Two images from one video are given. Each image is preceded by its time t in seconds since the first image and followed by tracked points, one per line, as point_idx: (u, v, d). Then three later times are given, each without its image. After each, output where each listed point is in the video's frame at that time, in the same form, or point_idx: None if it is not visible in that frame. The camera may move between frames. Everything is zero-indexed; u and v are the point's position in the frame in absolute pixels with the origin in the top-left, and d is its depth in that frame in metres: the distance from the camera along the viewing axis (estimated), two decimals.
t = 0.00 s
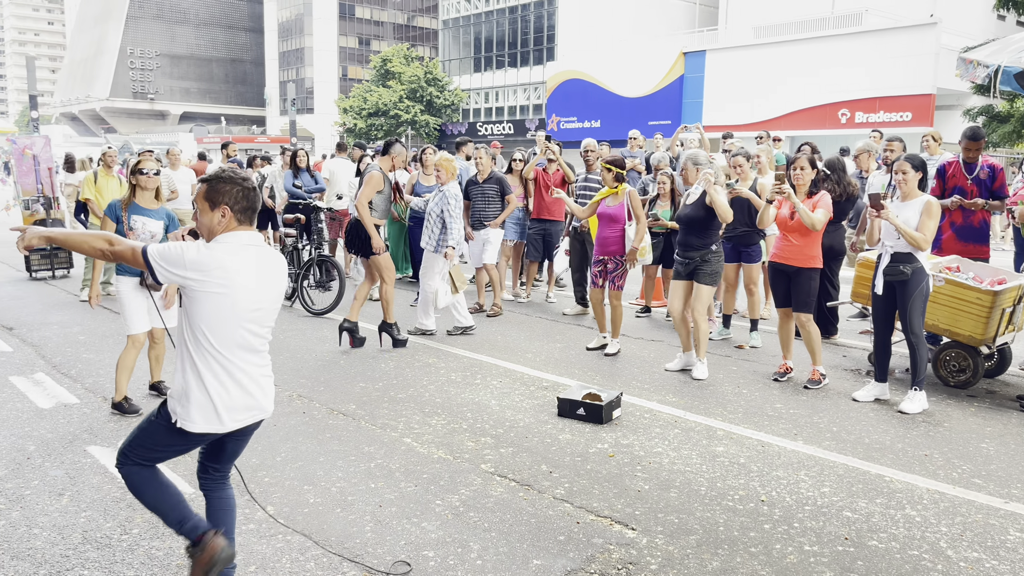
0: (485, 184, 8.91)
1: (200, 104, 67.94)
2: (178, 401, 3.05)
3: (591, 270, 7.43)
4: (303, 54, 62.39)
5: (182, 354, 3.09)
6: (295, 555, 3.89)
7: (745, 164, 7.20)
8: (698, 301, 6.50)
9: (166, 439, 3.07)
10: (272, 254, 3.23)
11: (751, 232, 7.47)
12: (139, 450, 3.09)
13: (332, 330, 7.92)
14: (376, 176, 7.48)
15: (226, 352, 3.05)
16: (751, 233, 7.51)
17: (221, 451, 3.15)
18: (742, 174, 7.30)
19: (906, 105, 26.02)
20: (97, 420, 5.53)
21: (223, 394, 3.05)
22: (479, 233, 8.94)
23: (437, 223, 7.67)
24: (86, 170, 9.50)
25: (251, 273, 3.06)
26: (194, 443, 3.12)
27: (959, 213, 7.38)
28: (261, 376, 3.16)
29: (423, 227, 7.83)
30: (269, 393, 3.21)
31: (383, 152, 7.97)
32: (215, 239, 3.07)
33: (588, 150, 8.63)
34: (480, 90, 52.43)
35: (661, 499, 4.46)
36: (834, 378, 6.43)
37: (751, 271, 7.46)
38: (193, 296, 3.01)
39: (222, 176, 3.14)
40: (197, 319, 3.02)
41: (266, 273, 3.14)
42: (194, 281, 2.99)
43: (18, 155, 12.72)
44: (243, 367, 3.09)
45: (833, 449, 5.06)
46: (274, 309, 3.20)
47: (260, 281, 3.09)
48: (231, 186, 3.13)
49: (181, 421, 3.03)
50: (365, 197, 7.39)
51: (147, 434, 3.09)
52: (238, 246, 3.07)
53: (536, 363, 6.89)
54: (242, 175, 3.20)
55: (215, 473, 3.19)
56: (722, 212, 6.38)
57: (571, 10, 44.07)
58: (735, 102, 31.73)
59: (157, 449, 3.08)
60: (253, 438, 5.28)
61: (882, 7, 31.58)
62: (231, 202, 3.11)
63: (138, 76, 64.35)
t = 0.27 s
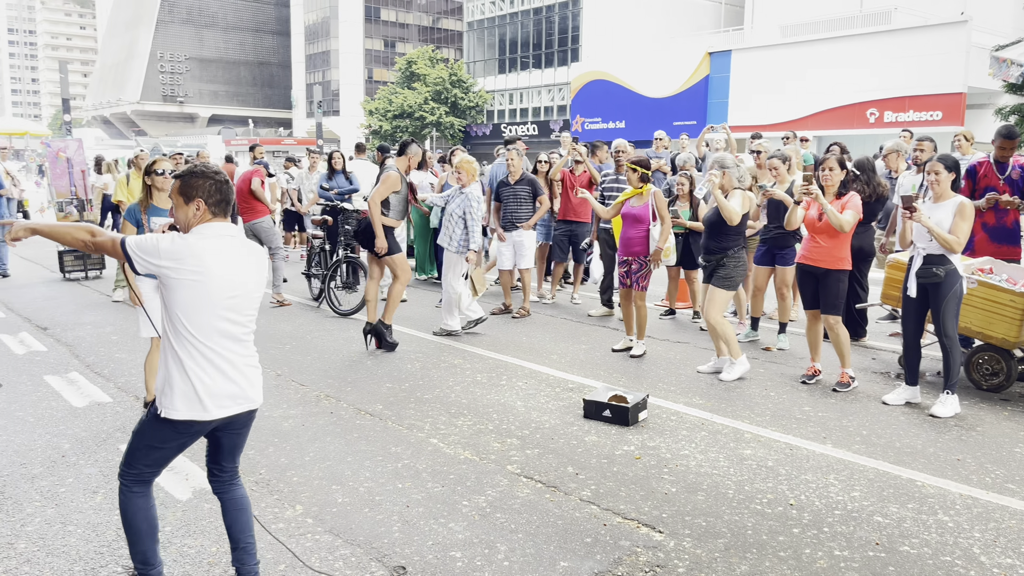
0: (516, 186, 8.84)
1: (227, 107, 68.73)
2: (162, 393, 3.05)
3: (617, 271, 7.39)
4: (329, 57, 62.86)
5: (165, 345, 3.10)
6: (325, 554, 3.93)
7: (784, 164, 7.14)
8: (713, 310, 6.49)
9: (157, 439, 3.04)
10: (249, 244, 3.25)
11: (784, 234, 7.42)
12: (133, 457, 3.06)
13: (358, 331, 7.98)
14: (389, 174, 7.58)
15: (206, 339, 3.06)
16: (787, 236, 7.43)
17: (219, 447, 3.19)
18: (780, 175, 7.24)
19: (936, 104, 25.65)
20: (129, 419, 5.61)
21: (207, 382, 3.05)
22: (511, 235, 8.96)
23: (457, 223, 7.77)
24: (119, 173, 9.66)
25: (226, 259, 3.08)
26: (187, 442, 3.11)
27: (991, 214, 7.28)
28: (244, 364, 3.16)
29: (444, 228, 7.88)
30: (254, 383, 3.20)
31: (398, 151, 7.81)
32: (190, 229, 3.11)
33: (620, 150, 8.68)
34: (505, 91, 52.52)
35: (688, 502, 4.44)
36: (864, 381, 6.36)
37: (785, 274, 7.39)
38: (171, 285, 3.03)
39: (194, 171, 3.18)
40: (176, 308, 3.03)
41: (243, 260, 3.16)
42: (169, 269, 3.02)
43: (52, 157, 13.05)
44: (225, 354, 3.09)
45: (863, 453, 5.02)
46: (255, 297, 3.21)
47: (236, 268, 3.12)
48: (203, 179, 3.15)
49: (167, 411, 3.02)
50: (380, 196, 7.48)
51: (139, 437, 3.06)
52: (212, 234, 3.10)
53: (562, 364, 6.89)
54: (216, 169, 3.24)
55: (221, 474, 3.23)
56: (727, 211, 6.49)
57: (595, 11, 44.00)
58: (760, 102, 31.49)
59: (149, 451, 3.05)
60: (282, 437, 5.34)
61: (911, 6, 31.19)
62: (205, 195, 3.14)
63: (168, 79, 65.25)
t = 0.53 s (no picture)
0: (550, 188, 8.94)
1: (260, 109, 69.63)
2: (156, 403, 3.09)
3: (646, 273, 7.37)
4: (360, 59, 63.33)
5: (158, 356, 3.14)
6: (359, 554, 3.97)
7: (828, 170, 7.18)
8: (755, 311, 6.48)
9: (155, 447, 3.09)
10: (240, 254, 3.29)
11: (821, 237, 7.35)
12: (135, 465, 3.11)
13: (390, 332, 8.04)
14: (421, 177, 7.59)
15: (199, 349, 3.10)
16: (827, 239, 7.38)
17: (218, 454, 3.24)
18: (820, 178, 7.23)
19: (974, 103, 25.16)
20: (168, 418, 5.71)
21: (201, 391, 3.09)
22: (542, 236, 8.99)
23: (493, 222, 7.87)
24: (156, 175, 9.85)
25: (217, 268, 3.12)
26: (185, 450, 3.16)
27: None
28: (237, 373, 3.20)
29: (484, 229, 7.90)
30: (247, 392, 3.24)
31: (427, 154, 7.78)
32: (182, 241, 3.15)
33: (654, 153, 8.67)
34: (534, 92, 52.53)
35: (722, 506, 4.41)
36: (900, 385, 6.27)
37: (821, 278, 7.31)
38: (164, 296, 3.08)
39: (179, 184, 3.17)
40: (170, 318, 3.07)
41: (235, 270, 3.20)
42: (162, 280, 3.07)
43: (92, 160, 13.11)
44: (218, 364, 3.13)
45: (900, 458, 4.95)
46: (248, 307, 3.25)
47: (229, 278, 3.15)
48: (191, 192, 3.17)
49: (161, 420, 3.06)
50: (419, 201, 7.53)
51: (138, 445, 3.11)
52: (204, 246, 3.14)
53: (593, 366, 6.89)
54: (202, 182, 3.25)
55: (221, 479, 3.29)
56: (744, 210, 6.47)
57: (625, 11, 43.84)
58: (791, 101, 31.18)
59: (149, 459, 3.10)
60: (316, 437, 5.40)
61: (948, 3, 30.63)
62: (194, 207, 3.16)
63: (202, 83, 66.24)
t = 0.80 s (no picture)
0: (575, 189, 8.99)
1: (289, 111, 70.36)
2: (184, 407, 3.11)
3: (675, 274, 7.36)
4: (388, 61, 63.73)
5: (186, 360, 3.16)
6: (388, 553, 3.99)
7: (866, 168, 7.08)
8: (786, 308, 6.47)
9: (185, 447, 3.12)
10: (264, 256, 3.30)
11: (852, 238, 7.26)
12: (165, 463, 3.15)
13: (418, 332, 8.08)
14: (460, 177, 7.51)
15: (227, 352, 3.11)
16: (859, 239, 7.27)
17: (238, 456, 3.28)
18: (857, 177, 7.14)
19: (1010, 103, 24.70)
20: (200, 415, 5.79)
21: (228, 394, 3.11)
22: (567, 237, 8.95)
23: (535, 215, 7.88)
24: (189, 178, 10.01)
25: (242, 271, 3.12)
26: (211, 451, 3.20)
27: None
28: (263, 376, 3.21)
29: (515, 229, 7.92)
30: (272, 394, 3.25)
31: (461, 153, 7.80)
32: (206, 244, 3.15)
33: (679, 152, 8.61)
34: (562, 93, 52.51)
35: (752, 509, 4.38)
36: (934, 389, 6.18)
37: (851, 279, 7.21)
38: (191, 301, 3.09)
39: (199, 188, 3.22)
40: (196, 323, 3.09)
41: (259, 272, 3.20)
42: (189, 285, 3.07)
43: (126, 161, 13.25)
44: (244, 366, 3.14)
45: (934, 463, 4.87)
46: (272, 308, 3.25)
47: (253, 280, 3.16)
48: (210, 195, 3.20)
49: (190, 424, 3.09)
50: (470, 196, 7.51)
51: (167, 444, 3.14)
52: (228, 249, 3.14)
53: (620, 367, 6.87)
54: (222, 185, 3.29)
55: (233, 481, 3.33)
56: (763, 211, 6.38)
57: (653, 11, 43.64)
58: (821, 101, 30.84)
59: (179, 458, 3.14)
60: (345, 436, 5.44)
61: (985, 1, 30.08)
62: (214, 209, 3.19)
63: (233, 85, 67.10)
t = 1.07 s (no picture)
0: (600, 189, 8.99)
1: (317, 112, 70.99)
2: (238, 398, 3.11)
3: (703, 275, 7.27)
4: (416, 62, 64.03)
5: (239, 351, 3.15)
6: (415, 551, 4.01)
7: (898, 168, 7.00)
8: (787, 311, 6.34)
9: (238, 439, 3.12)
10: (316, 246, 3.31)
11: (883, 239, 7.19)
12: (220, 454, 3.16)
13: (445, 331, 8.10)
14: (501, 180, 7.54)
15: (282, 343, 3.11)
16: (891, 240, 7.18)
17: (286, 451, 3.25)
18: (889, 177, 7.06)
19: None
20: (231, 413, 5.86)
21: (283, 385, 3.11)
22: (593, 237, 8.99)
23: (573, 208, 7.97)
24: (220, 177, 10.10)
25: (297, 261, 3.13)
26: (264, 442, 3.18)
27: None
28: (315, 366, 3.22)
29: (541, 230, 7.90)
30: (322, 385, 3.25)
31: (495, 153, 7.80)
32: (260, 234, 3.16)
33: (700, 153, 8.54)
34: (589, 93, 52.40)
35: (782, 512, 4.34)
36: (969, 393, 6.07)
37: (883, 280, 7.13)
38: (246, 290, 3.09)
39: (253, 177, 3.23)
40: (252, 313, 3.09)
41: (312, 263, 3.21)
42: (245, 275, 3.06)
43: (159, 162, 13.51)
44: (298, 357, 3.14)
45: (968, 467, 4.79)
46: (324, 300, 3.26)
47: (307, 271, 3.17)
48: (264, 184, 3.22)
49: (245, 415, 3.09)
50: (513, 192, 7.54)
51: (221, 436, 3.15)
52: (283, 239, 3.15)
53: (648, 368, 6.84)
54: (274, 174, 3.32)
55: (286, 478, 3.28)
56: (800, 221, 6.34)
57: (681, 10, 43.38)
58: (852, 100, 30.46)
59: (231, 449, 3.14)
60: (373, 434, 5.48)
61: None
62: (267, 199, 3.21)
63: (262, 86, 67.87)
